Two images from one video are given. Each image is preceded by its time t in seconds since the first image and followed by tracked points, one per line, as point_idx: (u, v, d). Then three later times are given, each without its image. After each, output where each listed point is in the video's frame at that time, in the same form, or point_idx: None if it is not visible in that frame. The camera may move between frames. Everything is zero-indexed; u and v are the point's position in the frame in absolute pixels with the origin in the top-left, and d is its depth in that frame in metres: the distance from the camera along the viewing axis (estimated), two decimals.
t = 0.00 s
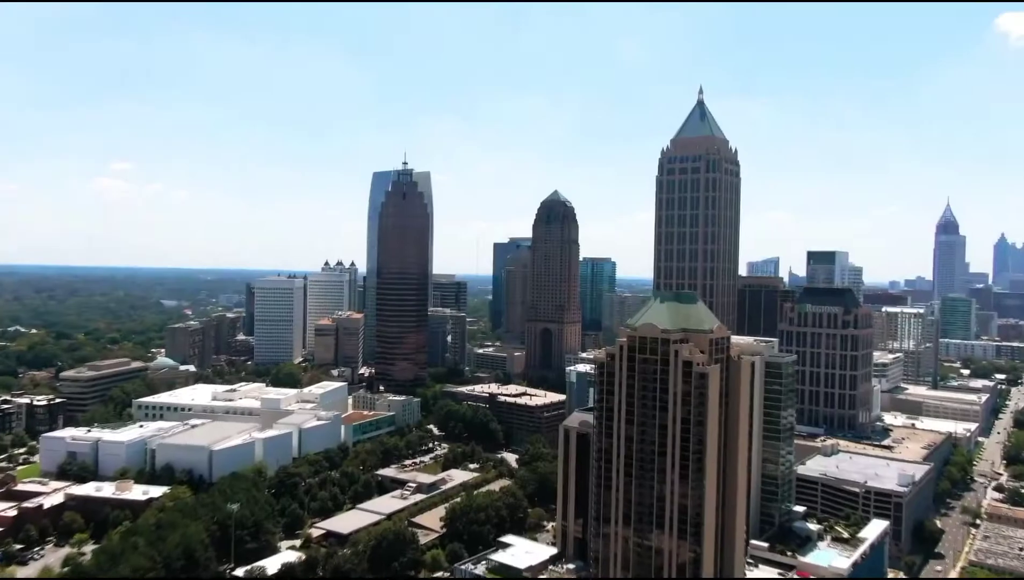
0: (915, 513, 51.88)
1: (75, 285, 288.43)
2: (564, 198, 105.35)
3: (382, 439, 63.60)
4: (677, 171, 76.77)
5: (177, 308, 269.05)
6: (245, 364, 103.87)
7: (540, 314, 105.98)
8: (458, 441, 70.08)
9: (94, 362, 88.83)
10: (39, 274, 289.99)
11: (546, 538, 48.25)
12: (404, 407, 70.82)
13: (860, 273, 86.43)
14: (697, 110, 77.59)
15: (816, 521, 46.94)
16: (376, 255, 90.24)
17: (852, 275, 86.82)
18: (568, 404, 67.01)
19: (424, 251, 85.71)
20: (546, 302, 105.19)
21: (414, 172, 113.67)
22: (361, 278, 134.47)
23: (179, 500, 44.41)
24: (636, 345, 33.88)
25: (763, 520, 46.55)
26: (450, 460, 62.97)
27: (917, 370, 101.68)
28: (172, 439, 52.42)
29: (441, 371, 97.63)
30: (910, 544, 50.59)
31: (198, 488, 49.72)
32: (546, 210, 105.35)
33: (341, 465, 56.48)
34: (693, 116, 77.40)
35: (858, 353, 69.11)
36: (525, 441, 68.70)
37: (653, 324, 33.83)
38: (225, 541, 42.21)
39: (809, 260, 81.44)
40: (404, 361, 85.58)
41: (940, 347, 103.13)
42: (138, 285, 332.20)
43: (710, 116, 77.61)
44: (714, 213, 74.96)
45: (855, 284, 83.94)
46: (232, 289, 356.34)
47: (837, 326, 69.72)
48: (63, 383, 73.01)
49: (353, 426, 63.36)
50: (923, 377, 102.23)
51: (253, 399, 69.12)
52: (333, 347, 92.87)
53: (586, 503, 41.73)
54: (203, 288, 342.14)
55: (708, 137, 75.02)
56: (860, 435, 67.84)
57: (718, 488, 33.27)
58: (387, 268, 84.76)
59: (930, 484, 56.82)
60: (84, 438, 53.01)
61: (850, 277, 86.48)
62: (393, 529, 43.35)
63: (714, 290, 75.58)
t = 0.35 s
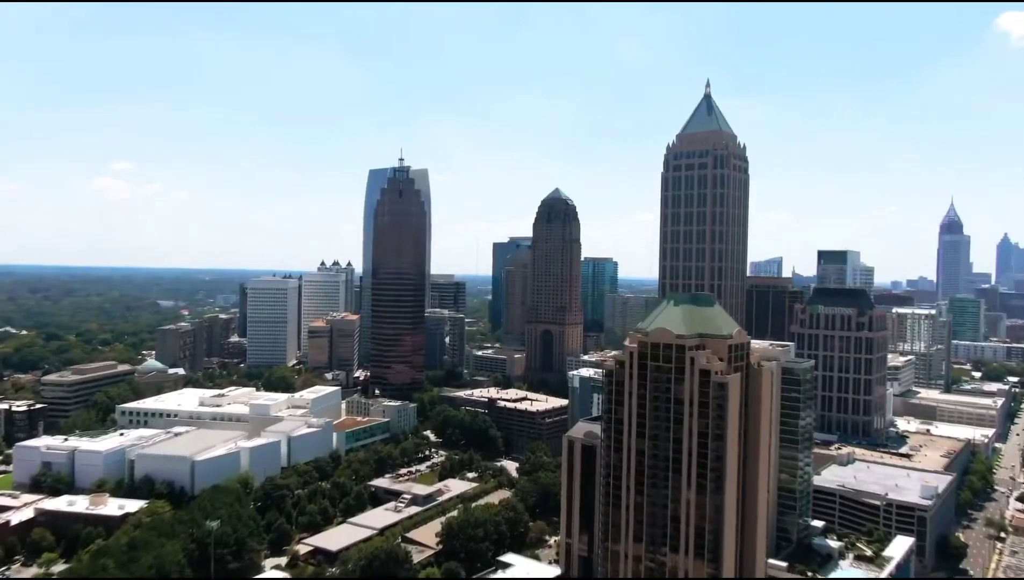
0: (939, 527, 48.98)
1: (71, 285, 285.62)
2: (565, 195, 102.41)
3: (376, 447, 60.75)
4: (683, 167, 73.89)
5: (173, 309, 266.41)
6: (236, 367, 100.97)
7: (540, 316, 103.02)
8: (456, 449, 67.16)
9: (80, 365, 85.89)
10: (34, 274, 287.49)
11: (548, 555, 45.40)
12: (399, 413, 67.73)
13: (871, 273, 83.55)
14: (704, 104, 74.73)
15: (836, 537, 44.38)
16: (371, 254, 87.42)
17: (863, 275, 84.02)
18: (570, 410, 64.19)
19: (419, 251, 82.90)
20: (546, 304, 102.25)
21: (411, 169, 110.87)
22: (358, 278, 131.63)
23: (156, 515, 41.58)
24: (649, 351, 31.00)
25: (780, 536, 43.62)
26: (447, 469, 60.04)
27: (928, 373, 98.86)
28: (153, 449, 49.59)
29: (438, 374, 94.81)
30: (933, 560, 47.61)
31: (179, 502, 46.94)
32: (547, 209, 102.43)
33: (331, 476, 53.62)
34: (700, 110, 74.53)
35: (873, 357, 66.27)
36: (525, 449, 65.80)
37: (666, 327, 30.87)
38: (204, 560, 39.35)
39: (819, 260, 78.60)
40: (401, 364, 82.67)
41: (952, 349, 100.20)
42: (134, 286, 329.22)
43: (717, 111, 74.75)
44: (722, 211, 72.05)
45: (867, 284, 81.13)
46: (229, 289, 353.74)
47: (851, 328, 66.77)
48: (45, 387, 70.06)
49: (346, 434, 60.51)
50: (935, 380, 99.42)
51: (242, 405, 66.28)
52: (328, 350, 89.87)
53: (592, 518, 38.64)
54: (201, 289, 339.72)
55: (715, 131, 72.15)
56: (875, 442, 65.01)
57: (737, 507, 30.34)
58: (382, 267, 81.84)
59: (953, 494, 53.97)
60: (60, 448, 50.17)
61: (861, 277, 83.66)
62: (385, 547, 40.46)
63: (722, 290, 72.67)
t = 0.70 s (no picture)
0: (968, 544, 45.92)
1: (65, 285, 282.46)
2: (566, 193, 99.29)
3: (368, 456, 57.71)
4: (690, 163, 70.72)
5: (169, 309, 262.87)
6: (227, 370, 97.80)
7: (541, 317, 99.95)
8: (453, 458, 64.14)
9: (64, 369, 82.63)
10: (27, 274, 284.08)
11: (551, 576, 42.35)
12: (394, 420, 64.67)
13: (885, 273, 80.50)
14: (712, 96, 71.61)
15: (861, 559, 41.67)
16: (366, 254, 84.25)
17: (876, 276, 80.97)
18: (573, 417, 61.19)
19: (416, 250, 79.83)
20: (547, 305, 99.15)
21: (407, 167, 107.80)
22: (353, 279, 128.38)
23: (128, 535, 38.49)
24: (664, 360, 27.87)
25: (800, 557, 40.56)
26: (444, 480, 57.00)
27: (941, 377, 95.80)
28: (129, 461, 46.53)
29: (436, 378, 91.72)
30: None
31: (156, 518, 43.89)
32: (548, 207, 99.32)
33: (320, 489, 50.52)
34: (708, 103, 71.40)
35: (891, 361, 63.22)
36: (526, 458, 62.74)
37: (683, 334, 27.65)
38: None
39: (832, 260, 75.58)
40: (396, 368, 79.51)
41: (966, 352, 97.17)
42: (130, 286, 326.03)
43: (726, 104, 71.63)
44: (731, 208, 68.80)
45: (881, 285, 78.13)
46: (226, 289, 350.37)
47: (868, 331, 63.71)
48: (23, 393, 67.00)
49: (337, 443, 57.44)
50: (948, 384, 96.38)
51: (229, 411, 63.18)
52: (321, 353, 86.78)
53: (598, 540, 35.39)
54: (198, 289, 336.45)
55: (724, 125, 69.03)
56: (893, 451, 61.96)
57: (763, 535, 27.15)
58: (378, 267, 78.69)
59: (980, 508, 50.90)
60: (30, 460, 47.15)
61: (875, 278, 80.64)
62: (375, 570, 37.38)
63: (731, 291, 69.49)
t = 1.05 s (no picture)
0: (998, 562, 43.06)
1: (61, 284, 279.58)
2: (567, 190, 96.32)
3: (361, 466, 54.83)
4: (698, 158, 67.84)
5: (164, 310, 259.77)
6: (218, 373, 94.86)
7: (542, 319, 97.13)
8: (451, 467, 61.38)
9: (47, 372, 79.76)
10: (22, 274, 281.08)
11: None
12: (388, 427, 61.74)
13: (898, 273, 77.60)
14: (720, 89, 68.81)
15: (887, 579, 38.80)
16: (360, 253, 81.33)
17: (890, 276, 78.15)
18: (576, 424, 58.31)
19: (412, 249, 76.94)
20: (548, 306, 96.30)
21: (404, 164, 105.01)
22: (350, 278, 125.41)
23: (97, 556, 35.66)
24: (682, 370, 24.96)
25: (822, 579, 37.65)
26: (440, 491, 54.12)
27: (955, 380, 92.88)
28: (104, 473, 43.68)
29: (433, 381, 88.79)
30: None
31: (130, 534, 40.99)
32: (549, 204, 96.39)
33: (309, 502, 47.63)
34: (716, 96, 68.60)
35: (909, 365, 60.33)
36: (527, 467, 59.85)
37: (704, 342, 24.77)
38: None
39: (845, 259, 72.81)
40: (392, 372, 76.55)
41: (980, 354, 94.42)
42: (127, 285, 323.22)
43: (735, 98, 68.84)
44: (741, 205, 65.86)
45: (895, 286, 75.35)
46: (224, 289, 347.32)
47: (885, 334, 60.81)
48: (2, 398, 64.16)
49: (328, 452, 54.53)
50: (961, 387, 93.45)
51: (215, 418, 60.27)
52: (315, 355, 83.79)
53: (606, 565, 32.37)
54: (194, 289, 333.38)
55: (733, 119, 66.20)
56: (911, 459, 59.06)
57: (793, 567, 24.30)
58: (372, 266, 75.76)
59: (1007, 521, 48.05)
60: None
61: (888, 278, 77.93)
62: None
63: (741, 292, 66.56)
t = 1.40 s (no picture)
0: None
1: (57, 283, 277.01)
2: (569, 188, 93.44)
3: (353, 478, 51.98)
4: (706, 153, 64.92)
5: (160, 311, 256.77)
6: (210, 376, 92.04)
7: (544, 320, 94.31)
8: (448, 477, 58.51)
9: (30, 376, 76.86)
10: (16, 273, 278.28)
11: None
12: (383, 434, 58.84)
13: (913, 273, 74.79)
14: (730, 81, 65.97)
15: None
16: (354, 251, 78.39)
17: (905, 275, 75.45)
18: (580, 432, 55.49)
19: (409, 248, 74.09)
20: (550, 307, 93.48)
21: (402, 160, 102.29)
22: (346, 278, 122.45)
23: None
24: (705, 383, 22.08)
25: None
26: (436, 504, 51.21)
27: (969, 384, 90.03)
28: (75, 487, 40.81)
29: (430, 385, 85.94)
30: None
31: (102, 553, 38.15)
32: (551, 202, 93.44)
33: (297, 518, 44.75)
34: (725, 89, 65.77)
35: (928, 370, 57.51)
36: (528, 477, 57.02)
37: (731, 350, 21.85)
38: None
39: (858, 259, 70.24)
40: (387, 376, 73.63)
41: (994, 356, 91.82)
42: (125, 285, 320.62)
43: (745, 90, 66.01)
44: (752, 201, 62.95)
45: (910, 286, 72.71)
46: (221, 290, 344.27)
47: (904, 336, 57.98)
48: None
49: (318, 462, 51.64)
50: (976, 392, 90.58)
51: (201, 425, 57.37)
52: (308, 358, 80.89)
53: None
54: (192, 289, 330.48)
55: (744, 112, 63.34)
56: (932, 468, 56.25)
57: None
58: (367, 266, 72.90)
59: None
60: None
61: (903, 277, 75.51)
62: None
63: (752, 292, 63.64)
